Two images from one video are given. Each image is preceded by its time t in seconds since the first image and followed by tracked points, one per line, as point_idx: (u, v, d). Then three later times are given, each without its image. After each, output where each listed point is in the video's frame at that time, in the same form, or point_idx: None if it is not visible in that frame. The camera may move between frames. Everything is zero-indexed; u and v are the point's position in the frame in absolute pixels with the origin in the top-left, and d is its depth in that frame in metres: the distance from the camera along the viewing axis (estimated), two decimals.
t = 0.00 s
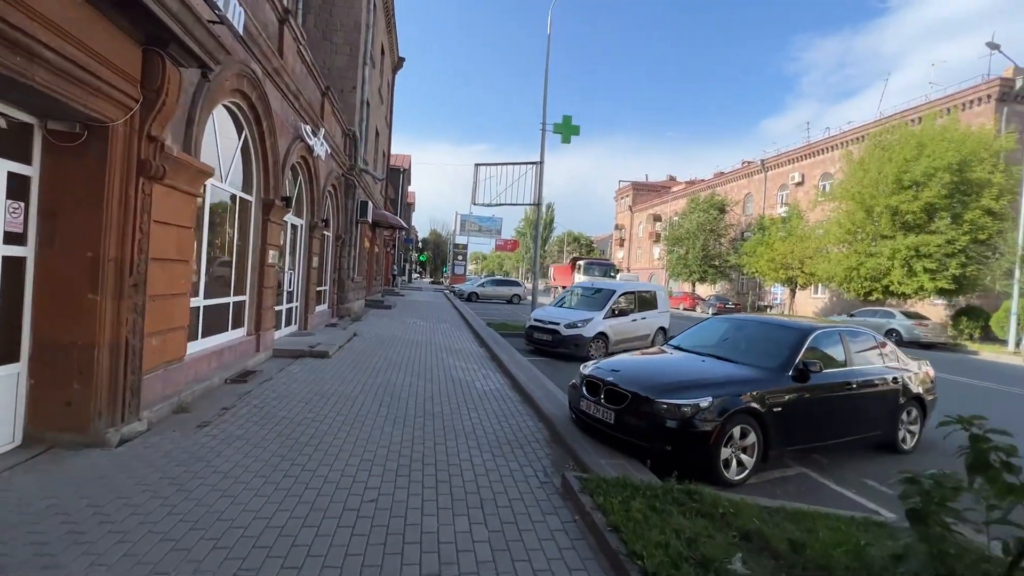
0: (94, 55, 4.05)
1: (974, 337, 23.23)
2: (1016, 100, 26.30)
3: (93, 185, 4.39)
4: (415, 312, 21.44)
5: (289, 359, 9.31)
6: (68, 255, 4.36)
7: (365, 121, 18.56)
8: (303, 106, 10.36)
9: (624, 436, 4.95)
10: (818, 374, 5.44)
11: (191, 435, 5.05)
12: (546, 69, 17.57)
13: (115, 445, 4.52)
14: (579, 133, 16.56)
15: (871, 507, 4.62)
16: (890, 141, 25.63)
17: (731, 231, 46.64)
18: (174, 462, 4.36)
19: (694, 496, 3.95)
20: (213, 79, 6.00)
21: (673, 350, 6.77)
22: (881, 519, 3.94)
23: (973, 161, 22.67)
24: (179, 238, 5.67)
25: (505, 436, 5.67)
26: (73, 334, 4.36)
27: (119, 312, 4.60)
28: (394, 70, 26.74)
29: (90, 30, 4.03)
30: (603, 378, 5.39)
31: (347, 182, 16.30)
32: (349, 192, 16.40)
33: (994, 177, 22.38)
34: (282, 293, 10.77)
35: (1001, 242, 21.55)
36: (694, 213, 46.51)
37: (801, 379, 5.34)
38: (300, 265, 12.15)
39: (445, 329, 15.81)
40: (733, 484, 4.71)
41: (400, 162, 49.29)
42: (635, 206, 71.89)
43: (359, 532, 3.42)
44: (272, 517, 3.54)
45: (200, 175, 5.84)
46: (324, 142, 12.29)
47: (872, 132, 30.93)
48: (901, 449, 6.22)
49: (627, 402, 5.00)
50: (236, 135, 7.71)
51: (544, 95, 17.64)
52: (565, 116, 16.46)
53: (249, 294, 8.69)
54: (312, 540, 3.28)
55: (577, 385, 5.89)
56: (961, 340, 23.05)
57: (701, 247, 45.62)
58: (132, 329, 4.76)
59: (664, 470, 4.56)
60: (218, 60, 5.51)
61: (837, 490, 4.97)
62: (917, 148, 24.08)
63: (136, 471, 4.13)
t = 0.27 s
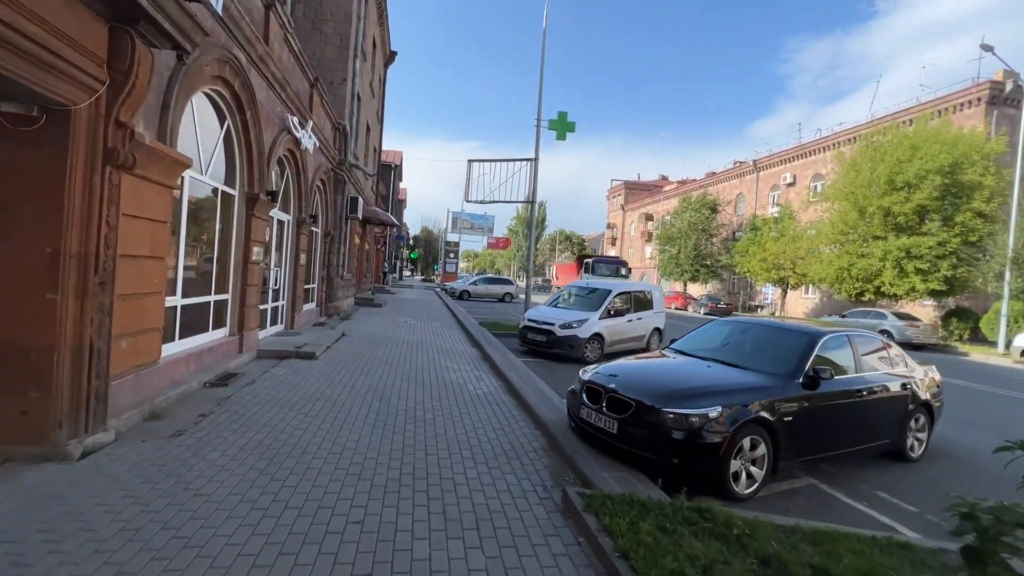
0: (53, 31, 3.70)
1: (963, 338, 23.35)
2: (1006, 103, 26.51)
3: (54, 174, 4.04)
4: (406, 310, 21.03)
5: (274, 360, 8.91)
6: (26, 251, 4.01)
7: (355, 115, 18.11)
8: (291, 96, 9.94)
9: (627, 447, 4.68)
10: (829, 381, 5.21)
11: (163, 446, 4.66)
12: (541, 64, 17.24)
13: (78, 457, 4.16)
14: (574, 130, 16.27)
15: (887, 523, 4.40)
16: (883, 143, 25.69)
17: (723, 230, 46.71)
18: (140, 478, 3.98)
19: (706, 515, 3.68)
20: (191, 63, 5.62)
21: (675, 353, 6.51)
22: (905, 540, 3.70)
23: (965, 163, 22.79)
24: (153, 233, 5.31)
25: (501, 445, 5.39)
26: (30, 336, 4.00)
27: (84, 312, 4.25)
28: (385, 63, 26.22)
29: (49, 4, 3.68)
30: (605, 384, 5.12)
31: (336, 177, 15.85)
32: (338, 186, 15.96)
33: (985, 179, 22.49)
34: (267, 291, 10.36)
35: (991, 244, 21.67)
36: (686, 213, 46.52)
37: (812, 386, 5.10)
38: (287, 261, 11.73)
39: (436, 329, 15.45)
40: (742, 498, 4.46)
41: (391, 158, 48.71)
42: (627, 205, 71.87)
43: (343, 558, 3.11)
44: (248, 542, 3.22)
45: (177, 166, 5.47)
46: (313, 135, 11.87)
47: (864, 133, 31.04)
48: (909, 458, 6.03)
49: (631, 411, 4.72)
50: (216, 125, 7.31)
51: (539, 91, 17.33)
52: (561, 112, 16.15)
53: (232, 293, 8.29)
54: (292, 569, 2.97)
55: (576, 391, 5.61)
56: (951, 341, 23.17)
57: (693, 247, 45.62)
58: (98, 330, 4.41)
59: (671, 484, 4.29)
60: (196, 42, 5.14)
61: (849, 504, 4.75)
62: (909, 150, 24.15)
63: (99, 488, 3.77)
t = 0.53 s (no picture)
0: None
1: (953, 338, 23.43)
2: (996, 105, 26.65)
3: None
4: (394, 307, 20.53)
5: (252, 359, 8.41)
6: None
7: (342, 105, 17.52)
8: (272, 81, 9.41)
9: (631, 457, 4.31)
10: (844, 385, 4.88)
11: (117, 457, 4.18)
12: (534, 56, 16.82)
13: (16, 471, 3.69)
14: (568, 123, 15.88)
15: (908, 539, 4.10)
16: (875, 142, 25.69)
17: (714, 229, 46.68)
18: (85, 498, 3.50)
19: (722, 535, 3.33)
20: (155, 34, 5.12)
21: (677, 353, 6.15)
22: (936, 563, 3.38)
23: (957, 163, 22.82)
24: (113, 222, 4.84)
25: (494, 454, 5.01)
26: None
27: (23, 307, 3.78)
28: (374, 54, 25.55)
29: None
30: (606, 389, 4.74)
31: (322, 169, 15.29)
32: (324, 179, 15.39)
33: (976, 179, 22.54)
34: (246, 286, 9.85)
35: (982, 244, 21.73)
36: (678, 211, 46.43)
37: (826, 391, 4.78)
38: (268, 256, 11.19)
39: (425, 327, 15.00)
40: (755, 513, 4.12)
41: (381, 152, 47.96)
42: (618, 203, 71.74)
43: None
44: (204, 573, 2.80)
45: (140, 147, 4.99)
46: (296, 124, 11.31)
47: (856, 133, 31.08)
48: (921, 465, 5.74)
49: (636, 418, 4.36)
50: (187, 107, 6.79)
51: (532, 83, 16.89)
52: (554, 105, 15.75)
53: (206, 287, 7.79)
54: None
55: (575, 394, 5.24)
56: (941, 341, 23.23)
57: (684, 245, 45.54)
58: (41, 328, 3.95)
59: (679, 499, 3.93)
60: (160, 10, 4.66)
61: (867, 517, 4.43)
62: (901, 149, 24.16)
63: (37, 508, 3.32)
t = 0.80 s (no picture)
0: None
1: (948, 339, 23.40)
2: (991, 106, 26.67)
3: None
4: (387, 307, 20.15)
5: (235, 362, 8.03)
6: None
7: (333, 100, 17.11)
8: (258, 72, 9.01)
9: (636, 472, 4.03)
10: (860, 394, 4.61)
11: (76, 474, 3.81)
12: (530, 51, 16.50)
13: None
14: (564, 120, 15.57)
15: (932, 560, 3.84)
16: (871, 142, 25.61)
17: (709, 229, 46.61)
18: (34, 524, 3.14)
19: (739, 563, 3.05)
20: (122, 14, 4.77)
21: (681, 358, 5.84)
22: None
23: (953, 163, 22.77)
24: (77, 217, 4.48)
25: (489, 467, 4.69)
26: None
27: None
28: (367, 49, 25.10)
29: None
30: (608, 398, 4.45)
31: (312, 165, 14.88)
32: (314, 175, 15.00)
33: (973, 179, 22.48)
34: (231, 286, 9.46)
35: (977, 245, 21.69)
36: (673, 211, 46.31)
37: (842, 400, 4.50)
38: (255, 254, 10.80)
39: (418, 327, 14.66)
40: (769, 532, 3.84)
41: (374, 149, 47.44)
42: (613, 202, 71.62)
43: None
44: None
45: (109, 136, 4.63)
46: (284, 117, 10.91)
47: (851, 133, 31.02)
48: (935, 475, 5.49)
49: (642, 430, 4.06)
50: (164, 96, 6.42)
51: (528, 79, 16.54)
52: (551, 101, 15.44)
53: (185, 287, 7.42)
54: None
55: (575, 402, 4.94)
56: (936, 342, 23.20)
57: (679, 245, 45.43)
58: None
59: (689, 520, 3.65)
60: None
61: (887, 535, 4.16)
62: (897, 149, 24.09)
63: None
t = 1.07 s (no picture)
0: None
1: (947, 339, 23.29)
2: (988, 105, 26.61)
3: None
4: (380, 305, 19.72)
5: (220, 364, 7.62)
6: None
7: (326, 92, 16.66)
8: (244, 59, 8.57)
9: (651, 488, 3.68)
10: (888, 402, 4.28)
11: (30, 494, 3.41)
12: (528, 44, 16.12)
13: None
14: (563, 115, 15.21)
15: None
16: (869, 140, 25.49)
17: (705, 228, 46.46)
18: None
19: None
20: None
21: (691, 362, 5.50)
22: None
23: (953, 162, 22.65)
24: (37, 206, 4.09)
25: (489, 480, 4.34)
26: None
27: None
28: (361, 42, 24.60)
29: None
30: (619, 407, 4.09)
31: (303, 159, 14.44)
32: (306, 169, 14.56)
33: (973, 178, 22.37)
34: (216, 283, 9.04)
35: (976, 245, 21.59)
36: (669, 209, 46.17)
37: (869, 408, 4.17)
38: (242, 250, 10.37)
39: (412, 326, 14.27)
40: (795, 555, 3.51)
41: (368, 146, 46.96)
42: (608, 201, 71.48)
43: None
44: None
45: (74, 119, 4.25)
46: (273, 108, 10.47)
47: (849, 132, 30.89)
48: (959, 486, 5.19)
49: (657, 442, 3.73)
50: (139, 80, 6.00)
51: (527, 72, 16.16)
52: (549, 95, 15.08)
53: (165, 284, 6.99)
54: None
55: (581, 410, 4.59)
56: (934, 342, 23.11)
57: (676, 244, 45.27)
58: None
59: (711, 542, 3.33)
60: None
61: (919, 556, 3.85)
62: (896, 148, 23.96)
63: None
